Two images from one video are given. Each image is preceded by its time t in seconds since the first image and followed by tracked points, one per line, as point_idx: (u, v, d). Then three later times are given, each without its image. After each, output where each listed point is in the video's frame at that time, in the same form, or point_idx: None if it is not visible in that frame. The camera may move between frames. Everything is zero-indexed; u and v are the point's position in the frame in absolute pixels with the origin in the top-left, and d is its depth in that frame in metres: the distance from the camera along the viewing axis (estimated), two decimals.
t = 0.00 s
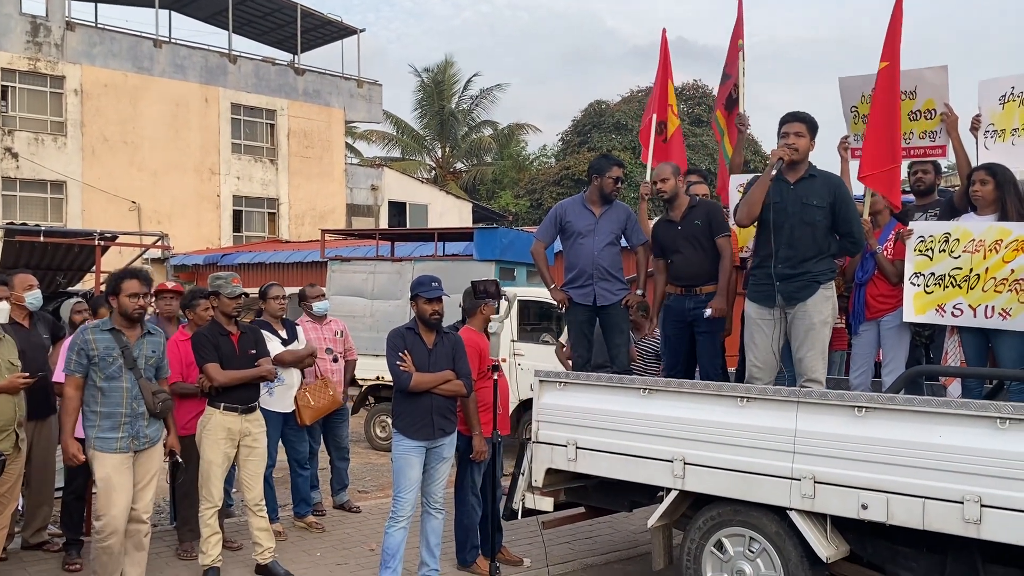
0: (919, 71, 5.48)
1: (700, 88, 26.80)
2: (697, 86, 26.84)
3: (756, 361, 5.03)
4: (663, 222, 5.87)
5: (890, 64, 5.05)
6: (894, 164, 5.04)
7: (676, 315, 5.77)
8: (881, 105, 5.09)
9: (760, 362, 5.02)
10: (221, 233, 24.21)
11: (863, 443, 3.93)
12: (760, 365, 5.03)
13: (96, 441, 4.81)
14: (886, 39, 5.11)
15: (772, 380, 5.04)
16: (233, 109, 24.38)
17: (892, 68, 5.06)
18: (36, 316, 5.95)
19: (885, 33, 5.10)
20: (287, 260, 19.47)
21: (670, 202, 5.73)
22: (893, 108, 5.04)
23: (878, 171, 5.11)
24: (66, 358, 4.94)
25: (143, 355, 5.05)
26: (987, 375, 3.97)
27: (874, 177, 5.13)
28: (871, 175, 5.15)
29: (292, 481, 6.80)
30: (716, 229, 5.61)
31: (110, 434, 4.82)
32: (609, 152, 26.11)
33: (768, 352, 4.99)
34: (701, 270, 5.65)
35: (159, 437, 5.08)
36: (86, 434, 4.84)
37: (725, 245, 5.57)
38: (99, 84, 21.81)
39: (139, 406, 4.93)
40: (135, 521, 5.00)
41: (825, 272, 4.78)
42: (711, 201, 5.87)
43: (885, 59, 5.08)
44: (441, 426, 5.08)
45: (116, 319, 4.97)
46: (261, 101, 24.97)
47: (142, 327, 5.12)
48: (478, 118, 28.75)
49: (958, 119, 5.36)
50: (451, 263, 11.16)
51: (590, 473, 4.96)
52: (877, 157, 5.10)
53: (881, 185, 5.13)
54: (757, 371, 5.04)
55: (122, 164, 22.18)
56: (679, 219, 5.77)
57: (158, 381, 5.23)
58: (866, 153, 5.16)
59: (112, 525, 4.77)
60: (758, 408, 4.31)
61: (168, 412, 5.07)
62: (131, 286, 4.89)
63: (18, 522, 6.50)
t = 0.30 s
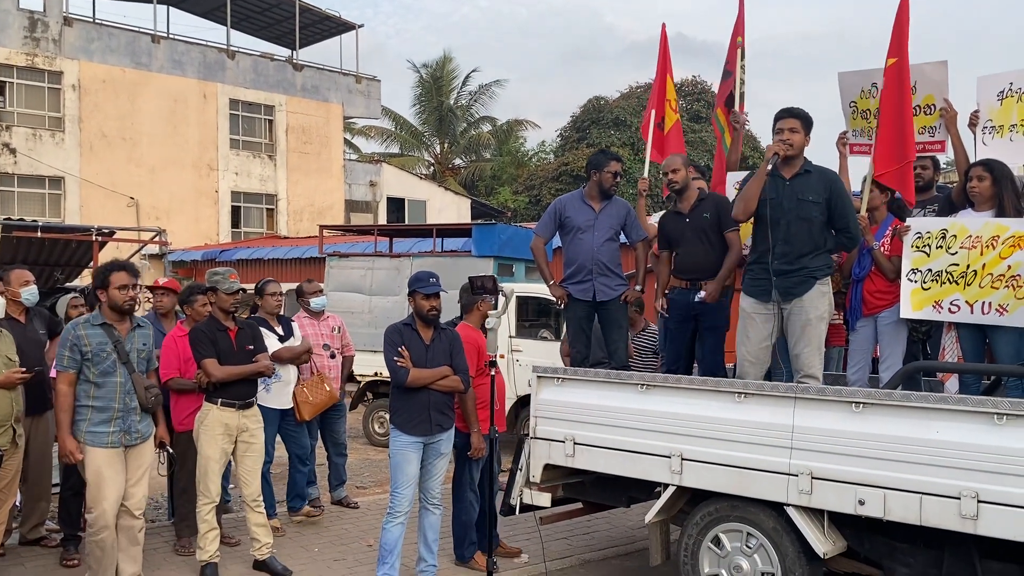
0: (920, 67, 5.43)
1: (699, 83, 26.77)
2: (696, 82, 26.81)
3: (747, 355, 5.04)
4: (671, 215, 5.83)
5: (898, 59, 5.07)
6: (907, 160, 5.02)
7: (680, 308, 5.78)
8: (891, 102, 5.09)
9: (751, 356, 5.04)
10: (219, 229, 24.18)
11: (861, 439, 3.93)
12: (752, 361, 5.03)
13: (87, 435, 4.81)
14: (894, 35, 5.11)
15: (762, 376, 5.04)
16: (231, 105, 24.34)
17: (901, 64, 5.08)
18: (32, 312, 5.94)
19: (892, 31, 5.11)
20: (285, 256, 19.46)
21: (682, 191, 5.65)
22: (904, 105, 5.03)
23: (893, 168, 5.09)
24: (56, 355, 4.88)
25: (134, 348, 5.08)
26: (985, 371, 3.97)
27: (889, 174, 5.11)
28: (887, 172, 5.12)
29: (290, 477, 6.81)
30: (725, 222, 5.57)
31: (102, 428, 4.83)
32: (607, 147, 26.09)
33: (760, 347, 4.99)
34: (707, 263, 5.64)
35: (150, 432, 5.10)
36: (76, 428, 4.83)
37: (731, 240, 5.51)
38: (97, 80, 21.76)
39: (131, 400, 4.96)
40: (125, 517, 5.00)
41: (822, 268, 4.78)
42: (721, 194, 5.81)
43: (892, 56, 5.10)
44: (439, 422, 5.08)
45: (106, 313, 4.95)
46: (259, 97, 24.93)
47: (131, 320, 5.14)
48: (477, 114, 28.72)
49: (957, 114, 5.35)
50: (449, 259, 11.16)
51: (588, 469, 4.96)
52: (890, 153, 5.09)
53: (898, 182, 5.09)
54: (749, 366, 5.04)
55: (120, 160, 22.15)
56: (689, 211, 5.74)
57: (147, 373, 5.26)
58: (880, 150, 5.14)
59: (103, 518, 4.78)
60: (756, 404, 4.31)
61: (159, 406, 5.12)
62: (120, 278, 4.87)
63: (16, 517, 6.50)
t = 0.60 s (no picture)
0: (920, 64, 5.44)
1: (698, 80, 26.77)
2: (696, 78, 26.80)
3: (740, 352, 5.05)
4: (677, 209, 5.86)
5: (907, 56, 4.99)
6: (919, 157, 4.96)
7: (677, 304, 5.78)
8: (902, 98, 5.01)
9: (744, 353, 5.04)
10: (219, 226, 24.17)
11: (859, 436, 3.93)
12: (745, 357, 5.04)
13: (78, 429, 4.80)
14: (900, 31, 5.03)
15: (755, 373, 5.05)
16: (230, 101, 24.32)
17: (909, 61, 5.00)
18: (31, 308, 5.92)
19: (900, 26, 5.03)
20: (284, 252, 19.47)
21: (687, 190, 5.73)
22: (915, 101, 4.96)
23: (905, 166, 5.02)
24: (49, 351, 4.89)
25: (125, 342, 5.08)
26: (984, 368, 3.97)
27: (900, 172, 5.04)
28: (897, 170, 5.05)
29: (291, 473, 6.81)
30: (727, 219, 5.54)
31: (93, 423, 4.83)
32: (607, 144, 26.09)
33: (752, 343, 5.00)
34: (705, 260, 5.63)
35: (141, 428, 5.10)
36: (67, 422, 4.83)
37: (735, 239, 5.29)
38: (96, 76, 21.73)
39: (124, 396, 4.96)
40: (116, 512, 4.97)
41: (810, 265, 4.77)
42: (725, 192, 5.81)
43: (901, 52, 5.02)
44: (438, 419, 5.08)
45: (98, 309, 4.95)
46: (259, 93, 24.91)
47: (122, 315, 5.14)
48: (476, 111, 28.71)
49: (956, 111, 5.36)
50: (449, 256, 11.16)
51: (587, 465, 4.96)
52: (902, 151, 5.02)
53: (909, 179, 5.03)
54: (743, 363, 5.05)
55: (119, 156, 22.12)
56: (693, 207, 5.75)
57: (138, 366, 5.26)
58: (888, 148, 5.08)
59: (90, 511, 4.79)
60: (755, 400, 4.31)
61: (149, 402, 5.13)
62: (109, 272, 4.89)
63: (14, 514, 6.50)
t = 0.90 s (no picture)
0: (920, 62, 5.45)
1: (699, 78, 26.79)
2: (696, 76, 26.80)
3: (732, 350, 5.06)
4: (678, 207, 5.86)
5: (903, 53, 4.98)
6: (923, 154, 4.96)
7: (676, 303, 5.80)
8: (901, 94, 5.01)
9: (735, 351, 5.05)
10: (219, 224, 24.17)
11: (860, 434, 3.93)
12: (737, 354, 5.05)
13: (72, 428, 4.81)
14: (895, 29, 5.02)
15: (748, 369, 5.06)
16: (231, 99, 24.32)
17: (906, 57, 5.00)
18: (31, 306, 5.93)
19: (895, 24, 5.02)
20: (285, 250, 19.48)
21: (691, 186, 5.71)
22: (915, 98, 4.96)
23: (909, 162, 5.03)
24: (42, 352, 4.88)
25: (120, 342, 5.09)
26: (984, 367, 3.96)
27: (904, 169, 5.05)
28: (901, 167, 5.06)
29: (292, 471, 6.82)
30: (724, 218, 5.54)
31: (88, 422, 4.84)
32: (608, 142, 26.08)
33: (744, 341, 5.00)
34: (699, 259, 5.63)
35: (137, 427, 5.11)
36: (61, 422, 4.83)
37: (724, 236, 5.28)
38: (96, 74, 21.72)
39: (118, 395, 4.97)
40: (122, 512, 5.00)
41: (792, 263, 4.75)
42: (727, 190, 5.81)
43: (897, 50, 5.01)
44: (439, 416, 5.08)
45: (91, 310, 4.95)
46: (259, 91, 24.90)
47: (114, 314, 5.14)
48: (477, 109, 28.71)
49: (957, 109, 5.36)
50: (449, 254, 11.15)
51: (587, 464, 4.97)
52: (905, 147, 5.02)
53: (912, 175, 5.04)
54: (734, 360, 5.06)
55: (119, 154, 22.12)
56: (693, 205, 5.75)
57: (132, 365, 5.27)
58: (890, 145, 5.08)
59: (84, 508, 4.81)
60: (755, 399, 4.30)
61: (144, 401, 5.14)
62: (101, 272, 4.88)
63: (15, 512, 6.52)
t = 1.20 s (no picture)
0: (924, 61, 5.46)
1: (700, 78, 26.80)
2: (698, 76, 26.79)
3: (725, 348, 5.06)
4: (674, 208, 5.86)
5: (890, 52, 4.96)
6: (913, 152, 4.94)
7: (673, 303, 5.82)
8: (888, 94, 4.99)
9: (728, 349, 5.06)
10: (221, 223, 24.17)
11: (861, 434, 3.93)
12: (730, 352, 5.06)
13: (76, 428, 4.82)
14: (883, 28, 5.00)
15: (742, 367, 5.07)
16: (233, 99, 24.33)
17: (893, 56, 4.97)
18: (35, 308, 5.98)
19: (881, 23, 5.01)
20: (286, 249, 19.49)
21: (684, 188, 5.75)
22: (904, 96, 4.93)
23: (898, 161, 5.01)
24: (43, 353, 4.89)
25: (120, 341, 5.08)
26: (985, 367, 3.96)
27: (892, 168, 5.04)
28: (889, 167, 5.05)
29: (293, 470, 6.83)
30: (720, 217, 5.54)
31: (92, 421, 4.85)
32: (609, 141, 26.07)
33: (734, 339, 5.02)
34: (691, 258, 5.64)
35: (141, 425, 5.11)
36: (64, 422, 4.84)
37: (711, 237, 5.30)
38: (98, 73, 21.73)
39: (122, 394, 4.96)
40: (130, 512, 4.98)
41: (773, 264, 4.74)
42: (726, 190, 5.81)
43: (884, 50, 4.99)
44: (440, 416, 5.08)
45: (91, 310, 4.95)
46: (261, 90, 24.90)
47: (114, 313, 5.14)
48: (479, 108, 28.71)
49: (961, 109, 5.35)
50: (450, 253, 11.14)
51: (588, 463, 4.97)
52: (893, 147, 5.00)
53: (901, 175, 5.04)
54: (727, 358, 5.07)
55: (120, 153, 22.13)
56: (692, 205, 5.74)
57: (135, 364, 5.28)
58: (878, 145, 5.07)
59: (85, 507, 4.81)
60: (756, 399, 4.30)
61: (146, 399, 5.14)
62: (100, 272, 4.91)
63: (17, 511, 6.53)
